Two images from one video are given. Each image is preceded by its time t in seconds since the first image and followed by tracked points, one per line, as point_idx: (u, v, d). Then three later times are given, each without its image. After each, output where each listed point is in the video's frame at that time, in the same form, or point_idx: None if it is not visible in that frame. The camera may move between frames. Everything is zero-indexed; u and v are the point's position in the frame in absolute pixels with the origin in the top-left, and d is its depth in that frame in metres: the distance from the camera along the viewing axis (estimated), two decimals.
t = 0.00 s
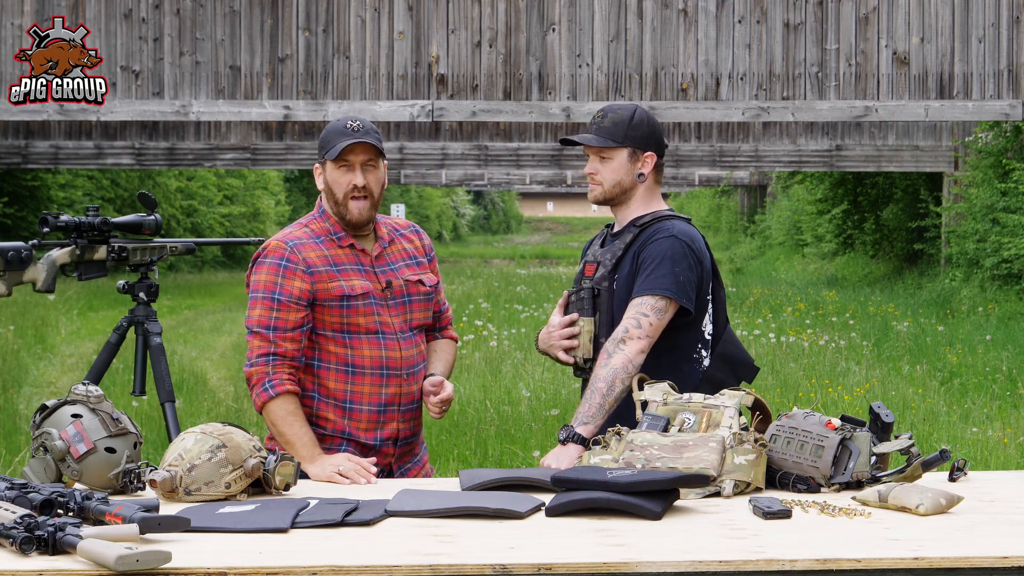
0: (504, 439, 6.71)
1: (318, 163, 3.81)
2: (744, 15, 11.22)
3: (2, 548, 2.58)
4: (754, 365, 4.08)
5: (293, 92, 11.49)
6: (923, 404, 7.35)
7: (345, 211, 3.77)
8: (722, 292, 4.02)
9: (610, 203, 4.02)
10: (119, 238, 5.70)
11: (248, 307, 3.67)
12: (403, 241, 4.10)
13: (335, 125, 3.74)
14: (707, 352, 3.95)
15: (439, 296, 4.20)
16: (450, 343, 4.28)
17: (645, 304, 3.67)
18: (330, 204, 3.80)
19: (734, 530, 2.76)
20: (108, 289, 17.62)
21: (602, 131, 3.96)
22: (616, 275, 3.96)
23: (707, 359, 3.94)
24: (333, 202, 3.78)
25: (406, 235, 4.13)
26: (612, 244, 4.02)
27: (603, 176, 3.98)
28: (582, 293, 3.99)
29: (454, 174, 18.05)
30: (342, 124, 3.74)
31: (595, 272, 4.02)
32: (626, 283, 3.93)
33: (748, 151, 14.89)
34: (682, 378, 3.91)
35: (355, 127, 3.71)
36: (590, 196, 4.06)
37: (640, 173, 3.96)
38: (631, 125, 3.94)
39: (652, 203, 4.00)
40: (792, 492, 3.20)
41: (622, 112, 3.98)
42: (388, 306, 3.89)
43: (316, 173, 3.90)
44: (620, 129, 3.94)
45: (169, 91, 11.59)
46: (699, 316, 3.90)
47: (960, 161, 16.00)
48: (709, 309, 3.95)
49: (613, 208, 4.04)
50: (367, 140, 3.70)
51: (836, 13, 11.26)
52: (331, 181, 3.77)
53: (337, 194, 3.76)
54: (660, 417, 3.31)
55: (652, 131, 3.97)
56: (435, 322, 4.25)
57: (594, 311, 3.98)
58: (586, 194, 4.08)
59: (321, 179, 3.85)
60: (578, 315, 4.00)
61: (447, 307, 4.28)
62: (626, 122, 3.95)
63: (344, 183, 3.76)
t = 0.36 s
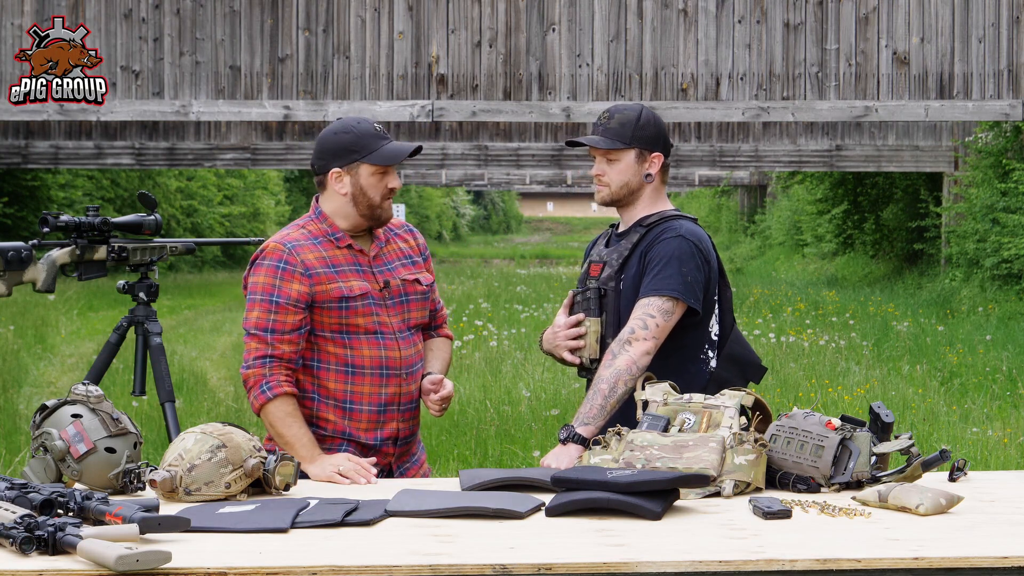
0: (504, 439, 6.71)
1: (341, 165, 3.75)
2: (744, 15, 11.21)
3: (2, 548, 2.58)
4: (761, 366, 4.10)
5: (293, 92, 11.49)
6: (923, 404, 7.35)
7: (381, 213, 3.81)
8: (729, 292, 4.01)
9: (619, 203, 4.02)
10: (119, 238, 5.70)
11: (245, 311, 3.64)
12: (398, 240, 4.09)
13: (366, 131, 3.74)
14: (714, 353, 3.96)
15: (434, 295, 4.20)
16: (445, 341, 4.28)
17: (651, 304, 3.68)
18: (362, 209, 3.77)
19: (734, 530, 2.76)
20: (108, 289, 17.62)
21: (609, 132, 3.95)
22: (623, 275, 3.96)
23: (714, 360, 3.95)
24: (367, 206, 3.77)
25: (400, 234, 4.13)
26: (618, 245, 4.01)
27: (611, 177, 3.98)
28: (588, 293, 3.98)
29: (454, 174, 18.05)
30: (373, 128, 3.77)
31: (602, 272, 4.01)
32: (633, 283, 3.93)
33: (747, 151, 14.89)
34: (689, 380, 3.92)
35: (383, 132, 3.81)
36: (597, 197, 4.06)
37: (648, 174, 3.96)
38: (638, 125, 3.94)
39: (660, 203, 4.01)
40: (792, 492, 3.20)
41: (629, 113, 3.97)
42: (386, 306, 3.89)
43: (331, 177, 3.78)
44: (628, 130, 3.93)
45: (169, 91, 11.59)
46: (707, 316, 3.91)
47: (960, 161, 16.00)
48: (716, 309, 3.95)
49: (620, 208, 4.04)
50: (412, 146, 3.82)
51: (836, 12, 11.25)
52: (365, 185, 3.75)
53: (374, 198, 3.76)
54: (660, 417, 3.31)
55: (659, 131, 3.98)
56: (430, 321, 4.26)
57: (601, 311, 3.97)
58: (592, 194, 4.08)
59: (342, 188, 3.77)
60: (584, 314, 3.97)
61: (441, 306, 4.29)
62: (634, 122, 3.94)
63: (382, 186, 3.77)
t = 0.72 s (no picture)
0: (504, 439, 6.71)
1: (348, 167, 3.74)
2: (744, 15, 11.22)
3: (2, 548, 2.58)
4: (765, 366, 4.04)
5: (293, 92, 11.49)
6: (923, 404, 7.35)
7: (383, 215, 3.82)
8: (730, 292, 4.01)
9: (619, 203, 4.03)
10: (119, 238, 5.71)
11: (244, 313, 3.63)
12: (394, 241, 4.09)
13: (375, 133, 3.76)
14: (716, 353, 3.96)
15: (428, 295, 4.22)
16: (440, 341, 4.30)
17: (652, 304, 3.67)
18: (367, 211, 3.78)
19: (734, 530, 2.76)
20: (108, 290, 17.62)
21: (608, 133, 3.95)
22: (624, 275, 3.95)
23: (715, 361, 3.94)
24: (371, 208, 3.78)
25: (395, 235, 4.13)
26: (619, 244, 4.01)
27: (610, 178, 3.98)
28: (589, 293, 3.98)
29: (454, 175, 18.04)
30: (379, 131, 3.80)
31: (603, 271, 4.01)
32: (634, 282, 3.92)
33: (748, 151, 14.89)
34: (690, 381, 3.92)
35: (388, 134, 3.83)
36: (597, 197, 4.06)
37: (647, 174, 3.97)
38: (637, 125, 3.94)
39: (660, 203, 4.01)
40: (792, 492, 3.20)
41: (629, 113, 3.97)
42: (385, 306, 3.90)
43: (336, 178, 3.77)
44: (627, 130, 3.93)
45: (169, 91, 11.59)
46: (706, 316, 3.90)
47: (960, 161, 16.00)
48: (715, 309, 3.95)
49: (621, 208, 4.05)
50: (417, 150, 3.87)
51: (836, 12, 11.26)
52: (371, 187, 3.76)
53: (380, 200, 3.78)
54: (660, 417, 3.31)
55: (658, 131, 3.98)
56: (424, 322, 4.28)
57: (601, 310, 3.97)
58: (593, 194, 4.09)
59: (349, 188, 3.77)
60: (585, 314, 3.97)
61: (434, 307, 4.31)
62: (633, 122, 3.94)
63: (389, 188, 3.80)
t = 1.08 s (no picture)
0: (504, 439, 6.71)
1: (349, 169, 3.74)
2: (744, 15, 11.21)
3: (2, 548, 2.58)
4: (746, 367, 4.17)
5: (293, 92, 11.49)
6: (923, 404, 7.35)
7: (381, 218, 3.84)
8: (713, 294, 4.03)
9: (607, 204, 4.04)
10: (119, 238, 5.70)
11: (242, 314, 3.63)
12: (391, 240, 4.09)
13: (380, 136, 3.77)
14: (700, 353, 3.98)
15: (427, 294, 4.23)
16: (437, 340, 4.31)
17: (653, 310, 3.69)
18: (366, 212, 3.78)
19: (734, 530, 2.76)
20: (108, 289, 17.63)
21: (599, 132, 3.98)
22: (616, 274, 3.95)
23: (699, 361, 3.97)
24: (370, 210, 3.78)
25: (392, 234, 4.13)
26: (610, 243, 4.01)
27: (600, 177, 4.00)
28: (581, 290, 3.99)
29: (454, 175, 18.03)
30: (381, 133, 3.80)
31: (593, 270, 4.00)
32: (627, 282, 3.93)
33: (748, 152, 14.88)
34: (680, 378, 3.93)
35: (390, 137, 3.82)
36: (586, 198, 4.07)
37: (637, 175, 3.99)
38: (627, 127, 3.98)
39: (648, 205, 4.03)
40: (792, 492, 3.20)
41: (619, 114, 4.01)
42: (383, 306, 3.90)
43: (336, 179, 3.77)
44: (618, 131, 3.96)
45: (169, 91, 11.59)
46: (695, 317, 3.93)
47: (960, 161, 16.00)
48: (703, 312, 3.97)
49: (609, 209, 4.06)
50: (418, 152, 3.86)
51: (836, 13, 11.25)
52: (371, 189, 3.76)
53: (380, 203, 3.78)
54: (660, 417, 3.30)
55: (647, 133, 4.02)
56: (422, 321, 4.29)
57: (593, 308, 3.98)
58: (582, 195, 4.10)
59: (350, 190, 3.77)
60: (576, 312, 4.00)
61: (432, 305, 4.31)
62: (622, 125, 3.98)
63: (389, 191, 3.79)
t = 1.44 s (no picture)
0: (504, 439, 6.72)
1: (352, 171, 3.73)
2: (744, 15, 11.22)
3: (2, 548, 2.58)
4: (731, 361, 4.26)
5: (293, 92, 11.49)
6: (923, 404, 7.35)
7: (383, 219, 3.85)
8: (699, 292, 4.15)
9: (595, 204, 4.10)
10: (119, 238, 5.70)
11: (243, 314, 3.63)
12: (392, 240, 4.10)
13: (383, 139, 3.75)
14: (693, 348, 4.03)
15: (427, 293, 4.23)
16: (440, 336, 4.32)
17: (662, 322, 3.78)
18: (367, 215, 3.79)
19: (734, 530, 2.75)
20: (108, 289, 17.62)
21: (584, 134, 4.06)
22: (615, 274, 3.98)
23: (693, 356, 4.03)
24: (371, 212, 3.79)
25: (393, 234, 4.14)
26: (602, 245, 4.06)
27: (587, 178, 4.07)
28: (580, 294, 4.00)
29: (454, 175, 18.03)
30: (385, 136, 3.78)
31: (590, 272, 4.03)
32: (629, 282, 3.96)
33: (747, 152, 14.88)
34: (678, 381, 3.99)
35: (393, 139, 3.82)
36: (573, 199, 4.13)
37: (623, 174, 4.07)
38: (612, 127, 4.06)
39: (632, 206, 4.11)
40: (792, 492, 3.20)
41: (603, 116, 4.09)
42: (384, 306, 3.90)
43: (339, 181, 3.76)
44: (603, 132, 4.03)
45: (169, 91, 11.59)
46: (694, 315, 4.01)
47: (960, 160, 16.02)
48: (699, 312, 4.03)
49: (593, 211, 4.12)
50: (418, 154, 3.78)
51: (836, 13, 11.25)
52: (373, 192, 3.76)
53: (381, 206, 3.79)
54: (660, 417, 3.30)
55: (631, 133, 4.11)
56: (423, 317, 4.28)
57: (594, 309, 3.99)
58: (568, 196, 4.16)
59: (352, 192, 3.77)
60: (576, 313, 4.00)
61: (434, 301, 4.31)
62: (608, 125, 4.06)
63: (391, 194, 3.80)
